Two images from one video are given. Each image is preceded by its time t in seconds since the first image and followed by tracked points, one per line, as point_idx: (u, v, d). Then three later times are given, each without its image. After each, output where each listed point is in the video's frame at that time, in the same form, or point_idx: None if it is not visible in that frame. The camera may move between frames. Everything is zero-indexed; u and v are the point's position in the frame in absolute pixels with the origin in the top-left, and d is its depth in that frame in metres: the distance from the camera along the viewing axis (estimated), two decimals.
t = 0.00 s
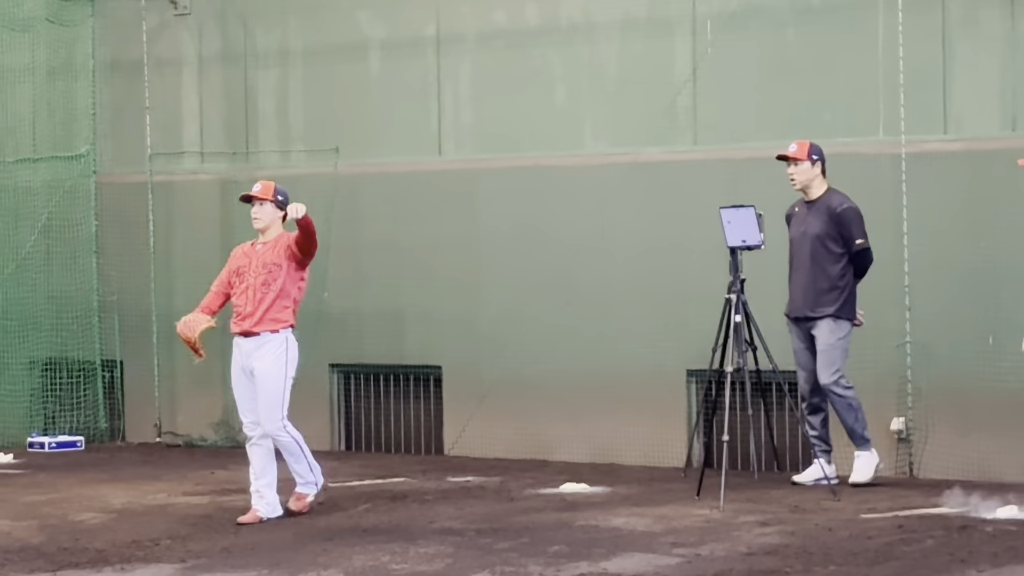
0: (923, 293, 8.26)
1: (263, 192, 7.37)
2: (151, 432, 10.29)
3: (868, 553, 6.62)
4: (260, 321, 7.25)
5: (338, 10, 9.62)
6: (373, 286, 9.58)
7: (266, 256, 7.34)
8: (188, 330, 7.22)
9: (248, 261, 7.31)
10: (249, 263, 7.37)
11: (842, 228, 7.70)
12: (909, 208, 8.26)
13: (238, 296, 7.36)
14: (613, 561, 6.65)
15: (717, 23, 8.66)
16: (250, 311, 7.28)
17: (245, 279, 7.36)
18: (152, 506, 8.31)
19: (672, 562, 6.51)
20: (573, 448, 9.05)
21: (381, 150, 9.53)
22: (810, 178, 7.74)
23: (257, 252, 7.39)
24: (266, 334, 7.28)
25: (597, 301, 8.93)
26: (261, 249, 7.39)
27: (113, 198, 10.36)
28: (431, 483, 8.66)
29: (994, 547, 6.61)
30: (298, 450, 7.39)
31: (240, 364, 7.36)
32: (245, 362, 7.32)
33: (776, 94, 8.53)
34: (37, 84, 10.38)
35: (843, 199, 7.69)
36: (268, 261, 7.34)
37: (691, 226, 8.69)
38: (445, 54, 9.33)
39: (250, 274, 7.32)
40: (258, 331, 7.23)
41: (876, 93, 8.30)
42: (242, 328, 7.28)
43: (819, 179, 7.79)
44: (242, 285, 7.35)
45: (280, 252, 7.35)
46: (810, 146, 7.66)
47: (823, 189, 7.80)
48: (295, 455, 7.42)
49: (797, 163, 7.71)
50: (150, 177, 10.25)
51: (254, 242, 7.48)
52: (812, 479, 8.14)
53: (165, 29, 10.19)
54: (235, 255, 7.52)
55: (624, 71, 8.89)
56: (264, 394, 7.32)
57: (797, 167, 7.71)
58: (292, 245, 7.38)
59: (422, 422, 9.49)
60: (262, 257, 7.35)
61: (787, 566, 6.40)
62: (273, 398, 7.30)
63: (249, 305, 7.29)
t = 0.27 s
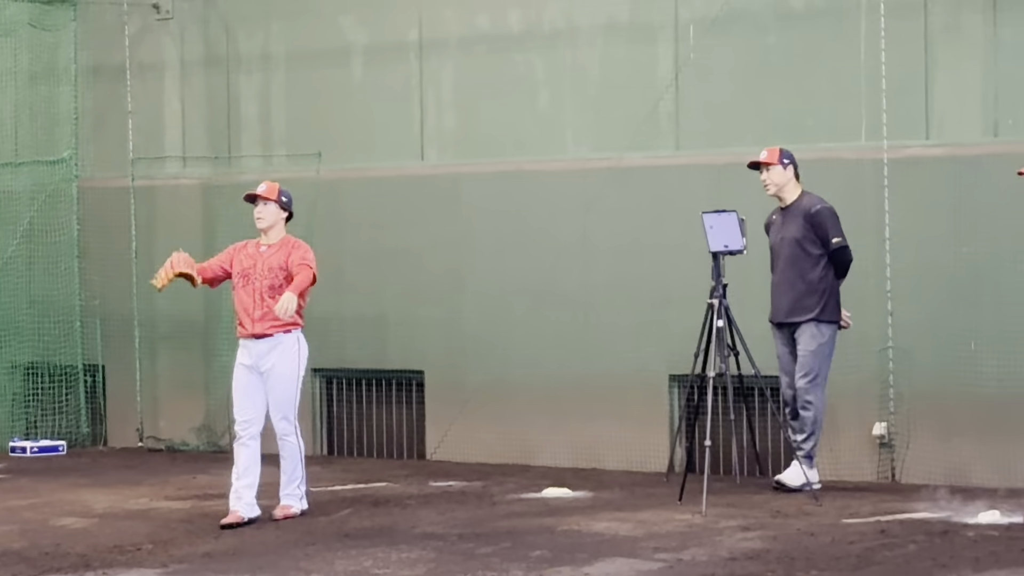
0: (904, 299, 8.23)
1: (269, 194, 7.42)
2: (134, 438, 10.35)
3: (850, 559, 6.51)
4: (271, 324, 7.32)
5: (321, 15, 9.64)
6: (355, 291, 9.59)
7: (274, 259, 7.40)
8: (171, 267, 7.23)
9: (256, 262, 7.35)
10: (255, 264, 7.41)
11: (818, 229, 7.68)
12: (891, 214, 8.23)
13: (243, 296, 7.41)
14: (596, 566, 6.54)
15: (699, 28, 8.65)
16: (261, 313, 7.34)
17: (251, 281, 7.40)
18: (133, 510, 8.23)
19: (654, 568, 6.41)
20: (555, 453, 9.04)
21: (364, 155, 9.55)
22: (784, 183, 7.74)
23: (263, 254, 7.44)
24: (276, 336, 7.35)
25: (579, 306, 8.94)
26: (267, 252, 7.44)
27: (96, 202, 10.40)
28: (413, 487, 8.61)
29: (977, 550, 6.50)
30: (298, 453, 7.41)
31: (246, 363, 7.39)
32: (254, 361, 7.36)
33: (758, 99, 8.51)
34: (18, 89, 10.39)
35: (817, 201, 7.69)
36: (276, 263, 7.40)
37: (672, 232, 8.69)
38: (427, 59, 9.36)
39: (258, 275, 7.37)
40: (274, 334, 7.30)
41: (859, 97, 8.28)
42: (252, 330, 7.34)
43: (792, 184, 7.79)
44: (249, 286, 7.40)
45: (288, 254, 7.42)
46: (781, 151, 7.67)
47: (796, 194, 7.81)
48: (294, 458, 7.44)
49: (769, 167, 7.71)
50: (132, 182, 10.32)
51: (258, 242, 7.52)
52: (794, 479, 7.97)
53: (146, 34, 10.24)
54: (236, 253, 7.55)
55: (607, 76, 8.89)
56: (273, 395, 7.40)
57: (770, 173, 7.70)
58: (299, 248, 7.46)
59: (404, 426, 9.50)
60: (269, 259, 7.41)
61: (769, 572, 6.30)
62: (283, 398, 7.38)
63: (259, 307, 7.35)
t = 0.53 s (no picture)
0: (891, 303, 8.20)
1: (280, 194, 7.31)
2: (120, 442, 10.42)
3: (836, 563, 6.30)
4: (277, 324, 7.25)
5: (308, 19, 9.69)
6: (342, 296, 9.62)
7: (282, 259, 7.31)
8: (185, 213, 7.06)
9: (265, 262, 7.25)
10: (263, 263, 7.31)
11: (806, 231, 7.63)
12: (879, 218, 8.20)
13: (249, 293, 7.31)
14: (582, 571, 6.33)
15: (686, 32, 8.64)
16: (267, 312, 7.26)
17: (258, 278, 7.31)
18: (122, 513, 8.08)
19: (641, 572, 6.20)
20: (542, 457, 9.06)
21: (351, 159, 9.57)
22: (769, 187, 7.69)
23: (271, 253, 7.34)
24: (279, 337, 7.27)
25: (566, 311, 8.96)
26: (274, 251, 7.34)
27: (83, 206, 10.42)
28: (399, 491, 8.55)
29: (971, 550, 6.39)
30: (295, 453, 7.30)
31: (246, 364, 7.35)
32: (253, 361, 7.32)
33: (746, 103, 8.49)
34: (6, 92, 10.43)
35: (804, 203, 7.64)
36: (285, 263, 7.30)
37: (659, 236, 8.69)
38: (414, 63, 9.38)
39: (266, 274, 7.27)
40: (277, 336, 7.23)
41: (846, 102, 8.26)
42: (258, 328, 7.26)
43: (778, 188, 7.73)
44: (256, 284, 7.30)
45: (298, 255, 7.32)
46: (763, 157, 7.61)
47: (781, 198, 7.76)
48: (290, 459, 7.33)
49: (753, 173, 7.66)
50: (119, 186, 10.33)
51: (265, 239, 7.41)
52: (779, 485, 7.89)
53: (133, 37, 10.29)
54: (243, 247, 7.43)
55: (594, 80, 8.89)
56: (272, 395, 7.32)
57: (757, 177, 7.65)
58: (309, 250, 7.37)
59: (391, 430, 9.52)
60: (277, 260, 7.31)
61: None
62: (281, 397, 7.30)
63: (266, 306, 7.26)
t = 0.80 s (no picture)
0: (883, 306, 8.19)
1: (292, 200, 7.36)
2: (112, 444, 10.42)
3: (829, 565, 6.16)
4: (287, 328, 7.24)
5: (300, 21, 9.70)
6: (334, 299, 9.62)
7: (293, 265, 7.37)
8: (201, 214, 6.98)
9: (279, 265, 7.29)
10: (275, 265, 7.35)
11: (805, 237, 7.58)
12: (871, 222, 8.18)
13: (259, 295, 7.31)
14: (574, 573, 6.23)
15: (679, 34, 8.62)
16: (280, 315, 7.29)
17: (268, 281, 7.33)
18: (114, 516, 8.02)
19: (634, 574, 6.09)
20: (534, 460, 9.06)
21: (344, 162, 9.57)
22: (773, 189, 7.65)
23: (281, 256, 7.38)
24: (289, 340, 7.29)
25: (558, 314, 8.96)
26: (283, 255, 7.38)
27: (75, 208, 10.44)
28: (392, 494, 8.51)
29: (970, 549, 6.32)
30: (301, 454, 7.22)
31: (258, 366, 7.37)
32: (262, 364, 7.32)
33: (738, 106, 8.47)
34: None
35: (805, 208, 7.59)
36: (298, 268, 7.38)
37: (651, 240, 8.70)
38: (406, 65, 9.39)
39: (279, 277, 7.31)
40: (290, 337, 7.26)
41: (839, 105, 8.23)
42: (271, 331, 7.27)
43: (782, 191, 7.68)
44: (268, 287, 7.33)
45: (310, 260, 7.42)
46: (769, 158, 7.57)
47: (785, 200, 7.71)
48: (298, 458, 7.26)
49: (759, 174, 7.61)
50: (111, 189, 10.34)
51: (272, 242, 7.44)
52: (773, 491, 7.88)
53: (125, 39, 10.31)
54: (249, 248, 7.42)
55: (587, 83, 8.88)
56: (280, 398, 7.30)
57: (762, 178, 7.60)
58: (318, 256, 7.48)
59: (383, 433, 9.52)
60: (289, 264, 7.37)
61: None
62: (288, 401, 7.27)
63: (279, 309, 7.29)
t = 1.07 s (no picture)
0: (879, 309, 8.18)
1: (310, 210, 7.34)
2: (107, 446, 10.43)
3: (824, 568, 6.15)
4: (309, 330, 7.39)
5: (295, 24, 9.70)
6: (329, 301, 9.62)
7: (308, 267, 7.47)
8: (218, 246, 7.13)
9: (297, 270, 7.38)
10: (291, 269, 7.43)
11: (823, 244, 7.56)
12: (867, 224, 8.17)
13: (277, 298, 7.41)
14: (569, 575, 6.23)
15: (674, 37, 8.62)
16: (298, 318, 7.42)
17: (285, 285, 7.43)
18: (109, 519, 8.00)
19: None
20: (530, 462, 9.06)
21: (340, 164, 9.58)
22: (793, 192, 7.64)
23: (296, 258, 7.45)
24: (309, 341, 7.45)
25: (553, 317, 8.96)
26: (298, 257, 7.46)
27: (70, 211, 10.45)
28: (387, 497, 8.50)
29: (965, 551, 6.30)
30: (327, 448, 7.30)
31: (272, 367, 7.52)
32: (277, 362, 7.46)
33: (733, 109, 8.47)
34: None
35: (825, 215, 7.56)
36: (312, 270, 7.47)
37: (645, 242, 8.69)
38: (402, 67, 9.39)
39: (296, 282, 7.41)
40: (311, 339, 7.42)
41: (834, 108, 8.22)
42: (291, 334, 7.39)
43: (801, 196, 7.69)
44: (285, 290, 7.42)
45: (323, 261, 7.51)
46: (793, 159, 7.58)
47: (804, 204, 7.70)
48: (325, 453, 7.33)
49: (780, 174, 7.61)
50: (106, 191, 10.35)
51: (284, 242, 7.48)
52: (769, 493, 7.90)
53: (121, 42, 10.32)
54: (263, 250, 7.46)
55: (582, 86, 8.88)
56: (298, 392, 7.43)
57: (782, 179, 7.61)
58: (330, 255, 7.56)
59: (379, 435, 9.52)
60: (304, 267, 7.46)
61: None
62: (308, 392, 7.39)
63: (296, 313, 7.42)
